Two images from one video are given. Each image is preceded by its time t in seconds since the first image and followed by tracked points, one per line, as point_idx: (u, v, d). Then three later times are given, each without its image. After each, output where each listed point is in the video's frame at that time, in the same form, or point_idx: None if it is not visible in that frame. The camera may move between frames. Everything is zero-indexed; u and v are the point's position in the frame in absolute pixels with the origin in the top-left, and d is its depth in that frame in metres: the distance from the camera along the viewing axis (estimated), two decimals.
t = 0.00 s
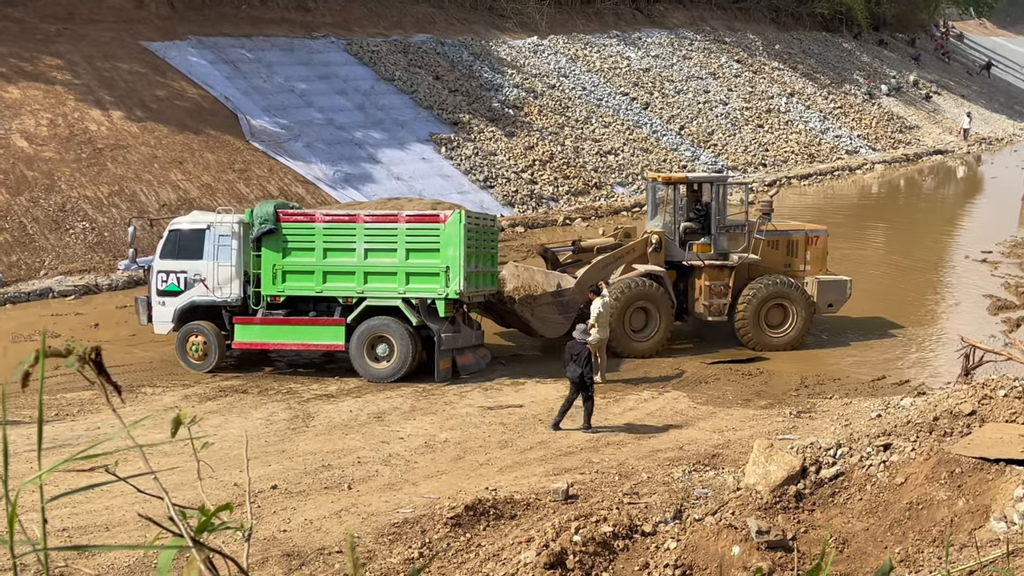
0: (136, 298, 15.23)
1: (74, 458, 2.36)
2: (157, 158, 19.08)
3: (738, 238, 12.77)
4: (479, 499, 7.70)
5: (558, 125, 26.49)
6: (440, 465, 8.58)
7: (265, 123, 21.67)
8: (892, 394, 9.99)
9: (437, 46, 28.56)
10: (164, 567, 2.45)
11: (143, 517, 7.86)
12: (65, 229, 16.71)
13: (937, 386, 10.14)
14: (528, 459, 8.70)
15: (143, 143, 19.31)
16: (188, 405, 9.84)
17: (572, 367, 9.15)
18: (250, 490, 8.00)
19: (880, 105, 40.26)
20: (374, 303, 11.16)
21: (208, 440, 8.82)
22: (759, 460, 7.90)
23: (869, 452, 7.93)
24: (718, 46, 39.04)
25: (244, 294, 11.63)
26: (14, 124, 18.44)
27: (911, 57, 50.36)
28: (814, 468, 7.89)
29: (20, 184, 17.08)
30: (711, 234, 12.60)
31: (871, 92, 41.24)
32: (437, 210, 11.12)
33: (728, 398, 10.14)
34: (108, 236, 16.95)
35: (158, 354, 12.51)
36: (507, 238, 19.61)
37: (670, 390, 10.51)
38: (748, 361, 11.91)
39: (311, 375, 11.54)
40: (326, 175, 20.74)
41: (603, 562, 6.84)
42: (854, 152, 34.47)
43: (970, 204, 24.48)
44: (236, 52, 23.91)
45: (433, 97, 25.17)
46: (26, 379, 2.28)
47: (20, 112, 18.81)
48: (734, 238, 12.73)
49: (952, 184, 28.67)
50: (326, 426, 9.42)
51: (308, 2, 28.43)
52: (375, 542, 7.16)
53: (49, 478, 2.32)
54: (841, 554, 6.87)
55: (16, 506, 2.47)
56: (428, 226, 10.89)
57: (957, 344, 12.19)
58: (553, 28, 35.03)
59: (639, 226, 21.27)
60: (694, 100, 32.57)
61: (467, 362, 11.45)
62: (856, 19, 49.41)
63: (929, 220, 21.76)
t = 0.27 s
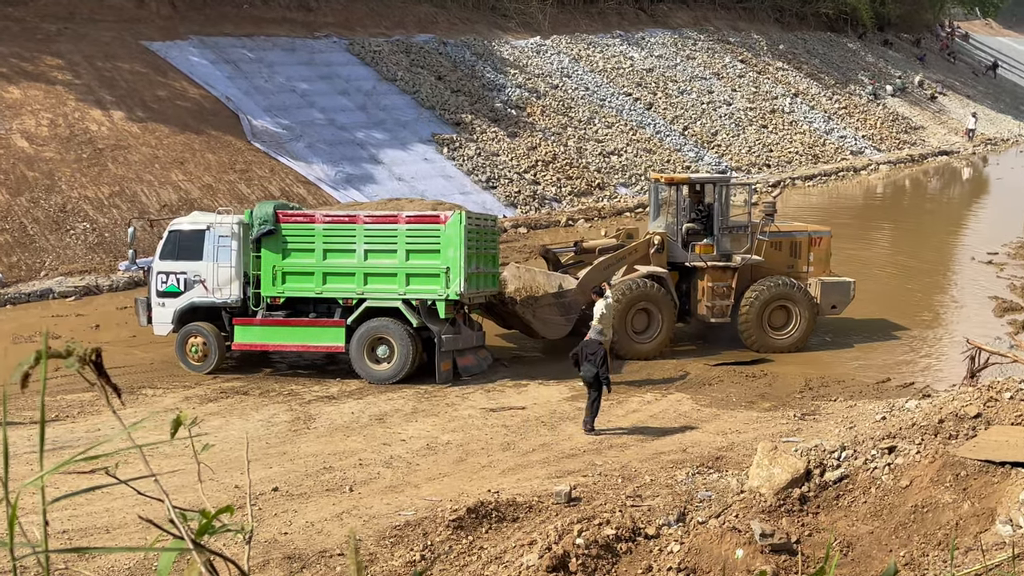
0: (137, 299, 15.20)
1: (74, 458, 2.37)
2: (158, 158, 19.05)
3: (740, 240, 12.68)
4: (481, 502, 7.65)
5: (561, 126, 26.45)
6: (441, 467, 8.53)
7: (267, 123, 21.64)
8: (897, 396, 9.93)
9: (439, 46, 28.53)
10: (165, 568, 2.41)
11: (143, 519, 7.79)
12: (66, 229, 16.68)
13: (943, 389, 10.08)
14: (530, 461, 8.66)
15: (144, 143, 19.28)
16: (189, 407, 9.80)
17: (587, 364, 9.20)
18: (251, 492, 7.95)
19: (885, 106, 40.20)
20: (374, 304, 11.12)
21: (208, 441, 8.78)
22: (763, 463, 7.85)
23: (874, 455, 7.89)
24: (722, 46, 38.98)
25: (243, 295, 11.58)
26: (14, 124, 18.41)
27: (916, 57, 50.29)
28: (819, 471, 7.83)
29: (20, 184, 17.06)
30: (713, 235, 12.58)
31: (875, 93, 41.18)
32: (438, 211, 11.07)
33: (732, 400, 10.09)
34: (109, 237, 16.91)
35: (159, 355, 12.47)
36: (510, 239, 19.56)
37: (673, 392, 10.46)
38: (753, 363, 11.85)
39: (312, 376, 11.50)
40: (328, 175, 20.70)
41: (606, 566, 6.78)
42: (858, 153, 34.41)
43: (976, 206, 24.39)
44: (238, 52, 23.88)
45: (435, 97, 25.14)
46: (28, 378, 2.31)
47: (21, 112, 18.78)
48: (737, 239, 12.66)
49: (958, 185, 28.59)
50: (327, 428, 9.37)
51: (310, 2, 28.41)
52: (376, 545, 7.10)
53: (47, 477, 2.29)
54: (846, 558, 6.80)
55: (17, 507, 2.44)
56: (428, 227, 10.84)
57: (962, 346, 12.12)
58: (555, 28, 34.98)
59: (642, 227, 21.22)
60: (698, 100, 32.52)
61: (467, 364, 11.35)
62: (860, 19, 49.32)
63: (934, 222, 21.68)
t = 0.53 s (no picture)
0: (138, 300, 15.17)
1: (84, 459, 2.39)
2: (160, 158, 19.02)
3: (744, 240, 12.60)
4: (484, 504, 7.61)
5: (564, 126, 26.40)
6: (444, 469, 8.49)
7: (269, 123, 21.61)
8: (902, 398, 9.88)
9: (442, 45, 28.50)
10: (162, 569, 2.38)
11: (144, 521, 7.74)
12: (67, 229, 16.65)
13: (948, 391, 10.02)
14: (533, 463, 8.61)
15: (146, 143, 19.25)
16: (190, 408, 9.75)
17: (599, 365, 9.19)
18: (253, 494, 7.91)
19: (890, 105, 40.12)
20: (374, 305, 11.07)
21: (210, 442, 8.74)
22: (767, 465, 7.81)
23: (879, 457, 7.83)
24: (726, 45, 38.91)
25: (243, 296, 11.54)
26: (15, 124, 18.40)
27: (922, 57, 50.18)
28: (824, 473, 7.77)
29: (21, 184, 17.04)
30: (717, 236, 12.53)
31: (881, 92, 41.10)
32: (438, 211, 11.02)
33: (736, 402, 10.03)
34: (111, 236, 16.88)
35: (160, 356, 12.44)
36: (513, 240, 19.51)
37: (677, 394, 10.41)
38: (756, 364, 11.79)
39: (314, 377, 11.46)
40: (330, 175, 20.66)
41: (609, 568, 6.74)
42: (864, 153, 34.33)
43: (981, 206, 24.32)
44: (240, 52, 23.86)
45: (438, 97, 25.10)
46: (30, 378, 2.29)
47: (22, 112, 18.77)
48: (740, 240, 12.59)
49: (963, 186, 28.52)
50: (330, 430, 9.33)
51: (313, 1, 28.38)
52: (379, 547, 7.06)
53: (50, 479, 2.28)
54: (851, 561, 6.75)
55: (18, 508, 2.41)
56: (428, 227, 10.79)
57: (968, 347, 12.06)
58: (558, 27, 34.93)
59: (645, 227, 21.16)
60: (702, 100, 32.46)
61: (466, 365, 11.30)
62: (866, 18, 49.24)
63: (940, 222, 21.61)
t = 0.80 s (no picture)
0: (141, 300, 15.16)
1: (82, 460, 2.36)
2: (163, 158, 19.00)
3: (746, 241, 12.63)
4: (488, 505, 7.57)
5: (569, 125, 26.37)
6: (448, 470, 8.45)
7: (272, 123, 21.59)
8: (908, 399, 9.84)
9: (446, 45, 28.47)
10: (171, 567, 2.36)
11: (147, 522, 7.72)
12: (70, 230, 16.64)
13: (955, 392, 9.98)
14: (537, 464, 8.57)
15: (149, 143, 19.23)
16: (193, 408, 9.73)
17: (614, 367, 9.14)
18: (256, 495, 7.89)
19: (896, 105, 40.05)
20: (374, 305, 11.03)
21: (213, 443, 8.72)
22: (772, 466, 7.77)
23: (884, 458, 7.79)
24: (731, 45, 38.84)
25: (243, 296, 11.53)
26: (18, 124, 18.39)
27: (928, 56, 50.09)
28: (829, 474, 7.74)
29: (24, 184, 17.03)
30: (720, 236, 12.51)
31: (886, 92, 41.03)
32: (439, 211, 10.98)
33: (741, 403, 9.99)
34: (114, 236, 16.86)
35: (162, 356, 12.42)
36: (517, 240, 19.48)
37: (681, 395, 10.37)
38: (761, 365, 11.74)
39: (317, 378, 11.43)
40: (333, 175, 20.64)
41: (613, 569, 6.70)
42: (869, 153, 34.26)
43: (988, 207, 24.25)
44: (244, 52, 23.85)
45: (442, 97, 25.07)
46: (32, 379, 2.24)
47: (25, 112, 18.76)
48: (743, 240, 12.61)
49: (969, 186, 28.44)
50: (333, 431, 9.30)
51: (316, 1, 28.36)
52: (382, 548, 7.04)
53: (51, 480, 2.25)
54: (857, 563, 6.71)
55: (18, 508, 2.37)
56: (428, 227, 10.76)
57: (974, 349, 12.01)
58: (563, 27, 34.88)
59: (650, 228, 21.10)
60: (707, 100, 32.41)
61: (467, 365, 11.29)
62: (871, 18, 49.16)
63: (946, 223, 21.54)
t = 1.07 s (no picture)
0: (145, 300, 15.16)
1: (80, 462, 2.36)
2: (166, 158, 19.00)
3: (750, 241, 12.55)
4: (492, 506, 7.56)
5: (573, 126, 26.35)
6: (452, 471, 8.44)
7: (276, 123, 21.59)
8: (914, 400, 9.81)
9: (450, 45, 28.46)
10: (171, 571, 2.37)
11: (151, 522, 7.71)
12: (74, 230, 16.64)
13: (960, 393, 9.94)
14: (541, 465, 8.55)
15: (152, 143, 19.23)
16: (196, 409, 9.71)
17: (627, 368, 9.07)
18: (259, 496, 7.88)
19: (901, 105, 39.99)
20: (375, 306, 11.01)
21: (217, 444, 8.71)
22: (777, 467, 7.75)
23: (889, 460, 7.77)
24: (736, 45, 38.78)
25: (244, 297, 11.52)
26: (22, 124, 18.41)
27: (933, 56, 50.00)
28: (834, 475, 7.72)
29: (28, 185, 17.04)
30: (723, 237, 12.41)
31: (892, 92, 40.97)
32: (439, 212, 10.96)
33: (746, 404, 9.97)
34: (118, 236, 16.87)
35: (166, 357, 12.41)
36: (521, 240, 19.46)
37: (686, 396, 10.34)
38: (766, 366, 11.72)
39: (321, 379, 11.42)
40: (337, 176, 20.63)
41: (618, 571, 6.68)
42: (874, 153, 34.20)
43: (994, 207, 24.18)
44: (248, 52, 23.85)
45: (446, 97, 25.06)
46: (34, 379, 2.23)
47: (29, 112, 18.78)
48: (746, 240, 12.52)
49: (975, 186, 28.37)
50: (337, 431, 9.29)
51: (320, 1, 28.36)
52: (386, 549, 7.02)
53: (52, 481, 2.25)
54: (862, 564, 6.70)
55: (22, 510, 2.38)
56: (428, 227, 10.74)
57: (980, 350, 11.98)
58: (567, 26, 34.86)
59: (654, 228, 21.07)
60: (712, 100, 32.37)
61: (467, 366, 11.28)
62: (877, 17, 49.09)
63: (952, 223, 21.49)
